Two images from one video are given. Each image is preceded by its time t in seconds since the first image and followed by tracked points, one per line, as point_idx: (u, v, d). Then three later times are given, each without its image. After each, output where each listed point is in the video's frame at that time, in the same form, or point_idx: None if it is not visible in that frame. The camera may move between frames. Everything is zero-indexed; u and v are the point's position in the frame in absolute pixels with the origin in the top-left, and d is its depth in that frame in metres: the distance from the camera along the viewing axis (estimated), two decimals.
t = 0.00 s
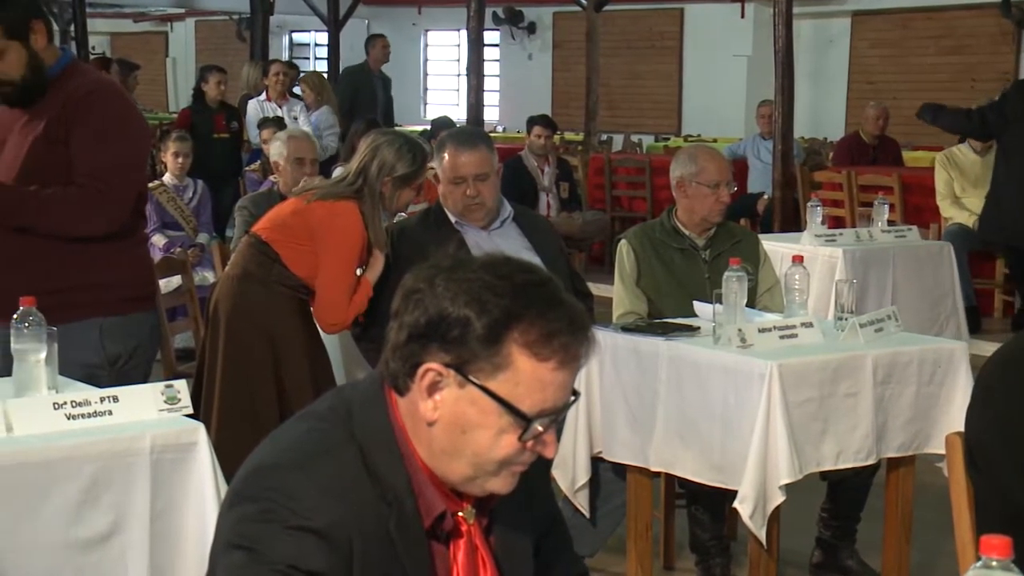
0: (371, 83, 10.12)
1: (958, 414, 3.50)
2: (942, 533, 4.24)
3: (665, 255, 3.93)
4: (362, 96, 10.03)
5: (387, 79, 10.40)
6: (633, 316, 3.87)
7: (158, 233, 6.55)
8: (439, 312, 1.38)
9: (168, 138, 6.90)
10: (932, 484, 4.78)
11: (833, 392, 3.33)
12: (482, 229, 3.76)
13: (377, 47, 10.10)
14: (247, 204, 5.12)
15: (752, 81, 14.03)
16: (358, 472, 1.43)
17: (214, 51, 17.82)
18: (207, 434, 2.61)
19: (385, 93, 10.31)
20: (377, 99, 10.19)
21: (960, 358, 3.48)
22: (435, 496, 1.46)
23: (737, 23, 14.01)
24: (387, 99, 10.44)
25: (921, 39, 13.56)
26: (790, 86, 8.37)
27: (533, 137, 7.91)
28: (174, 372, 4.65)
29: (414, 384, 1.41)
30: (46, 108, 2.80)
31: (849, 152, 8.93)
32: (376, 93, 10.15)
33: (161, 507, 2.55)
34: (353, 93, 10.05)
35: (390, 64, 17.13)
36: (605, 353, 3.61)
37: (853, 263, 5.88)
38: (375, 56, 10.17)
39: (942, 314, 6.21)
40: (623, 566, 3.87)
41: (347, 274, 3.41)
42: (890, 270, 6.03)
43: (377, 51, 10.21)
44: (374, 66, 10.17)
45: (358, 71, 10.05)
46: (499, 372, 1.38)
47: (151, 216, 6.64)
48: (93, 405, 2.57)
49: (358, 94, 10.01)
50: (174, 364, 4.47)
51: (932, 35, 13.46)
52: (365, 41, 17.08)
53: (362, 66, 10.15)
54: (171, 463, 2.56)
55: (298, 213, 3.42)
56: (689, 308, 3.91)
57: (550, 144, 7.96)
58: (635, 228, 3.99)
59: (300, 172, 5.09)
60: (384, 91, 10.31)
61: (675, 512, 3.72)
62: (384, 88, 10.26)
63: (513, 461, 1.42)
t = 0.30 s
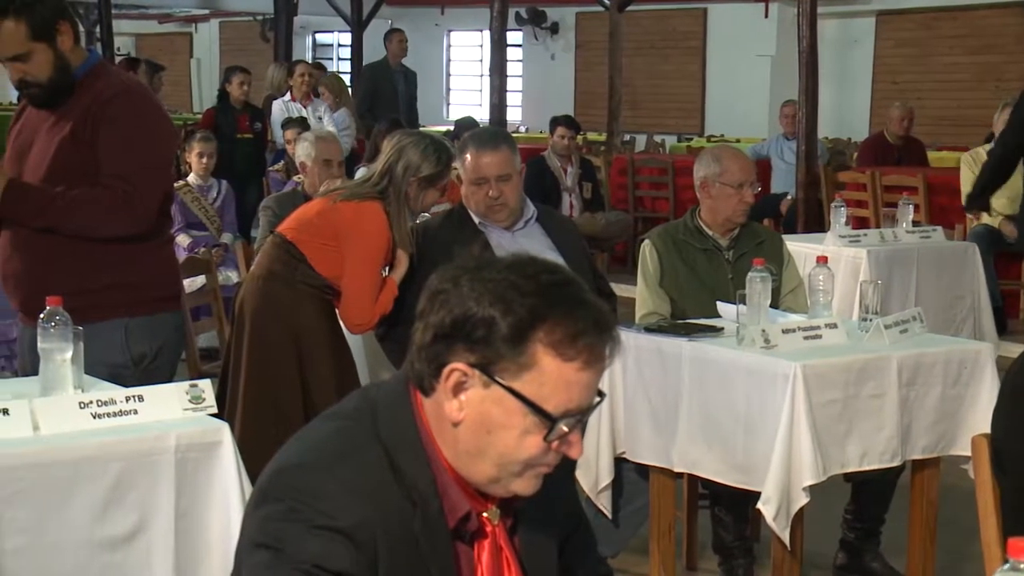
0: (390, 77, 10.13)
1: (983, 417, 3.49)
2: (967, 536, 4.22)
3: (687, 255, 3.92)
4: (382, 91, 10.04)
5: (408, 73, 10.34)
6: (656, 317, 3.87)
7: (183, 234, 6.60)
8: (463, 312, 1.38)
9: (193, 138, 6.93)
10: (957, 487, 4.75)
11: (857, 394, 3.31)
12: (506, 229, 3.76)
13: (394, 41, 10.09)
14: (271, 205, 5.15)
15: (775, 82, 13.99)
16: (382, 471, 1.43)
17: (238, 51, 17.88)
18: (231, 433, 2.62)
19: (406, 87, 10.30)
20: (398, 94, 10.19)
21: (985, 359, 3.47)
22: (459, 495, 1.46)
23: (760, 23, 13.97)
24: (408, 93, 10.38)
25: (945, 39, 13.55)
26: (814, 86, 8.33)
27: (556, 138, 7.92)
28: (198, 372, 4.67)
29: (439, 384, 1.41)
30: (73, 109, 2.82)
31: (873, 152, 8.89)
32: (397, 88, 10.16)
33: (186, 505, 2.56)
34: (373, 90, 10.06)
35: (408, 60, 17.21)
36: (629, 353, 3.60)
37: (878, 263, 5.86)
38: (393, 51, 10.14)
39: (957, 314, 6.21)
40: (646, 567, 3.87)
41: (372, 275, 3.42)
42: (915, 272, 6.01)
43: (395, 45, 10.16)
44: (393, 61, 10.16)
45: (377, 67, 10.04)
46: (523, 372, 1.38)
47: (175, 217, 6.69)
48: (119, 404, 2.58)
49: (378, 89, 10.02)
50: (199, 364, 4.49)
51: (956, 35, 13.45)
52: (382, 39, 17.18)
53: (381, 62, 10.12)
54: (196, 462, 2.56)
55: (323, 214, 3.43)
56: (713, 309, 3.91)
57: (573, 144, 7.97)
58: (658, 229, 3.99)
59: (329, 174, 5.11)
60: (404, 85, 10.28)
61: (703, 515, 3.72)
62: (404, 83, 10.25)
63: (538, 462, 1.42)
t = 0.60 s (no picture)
0: (405, 79, 10.14)
1: (1007, 418, 3.47)
2: (992, 538, 4.19)
3: (709, 255, 3.92)
4: (395, 90, 10.07)
5: (426, 74, 10.20)
6: (678, 317, 3.86)
7: (205, 234, 6.62)
8: (486, 312, 1.39)
9: (215, 139, 6.95)
10: (982, 489, 4.73)
11: (880, 395, 3.30)
12: (527, 229, 3.77)
13: (406, 43, 10.05)
14: (294, 205, 5.17)
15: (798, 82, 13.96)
16: (405, 470, 1.43)
17: (261, 52, 17.94)
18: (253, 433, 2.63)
19: (423, 88, 10.21)
20: (413, 95, 10.15)
21: (1010, 360, 3.45)
22: (481, 495, 1.47)
23: (783, 22, 13.93)
24: (418, 91, 10.18)
25: (970, 38, 13.51)
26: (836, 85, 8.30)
27: (578, 139, 7.94)
28: (221, 372, 4.69)
29: (462, 384, 1.41)
30: (99, 109, 2.84)
31: (896, 152, 8.87)
32: (411, 88, 10.14)
33: (210, 504, 2.57)
34: (386, 94, 10.10)
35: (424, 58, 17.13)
36: (651, 354, 3.60)
37: (901, 264, 5.84)
38: (407, 52, 10.12)
39: (975, 312, 6.19)
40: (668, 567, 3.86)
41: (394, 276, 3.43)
42: (939, 272, 5.98)
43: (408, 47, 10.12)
44: (408, 64, 10.14)
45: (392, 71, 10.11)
46: (547, 372, 1.38)
47: (197, 216, 6.71)
48: (142, 404, 2.59)
49: (392, 93, 10.04)
50: (220, 363, 4.51)
51: (981, 34, 13.41)
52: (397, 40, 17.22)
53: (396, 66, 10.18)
54: (219, 461, 2.57)
55: (347, 213, 3.45)
56: (734, 309, 3.90)
57: (595, 145, 7.99)
58: (680, 229, 3.98)
59: (351, 176, 5.11)
60: (420, 86, 10.18)
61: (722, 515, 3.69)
62: (420, 84, 10.16)
63: (561, 463, 1.42)
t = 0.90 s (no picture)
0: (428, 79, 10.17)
1: None
2: (1018, 541, 4.17)
3: (732, 256, 3.91)
4: (415, 91, 10.10)
5: (449, 73, 10.19)
6: (701, 318, 3.85)
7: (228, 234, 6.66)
8: (511, 313, 1.39)
9: (238, 138, 6.96)
10: (1008, 491, 4.70)
11: (904, 396, 3.29)
12: (550, 230, 3.77)
13: (426, 44, 10.00)
14: (316, 205, 5.21)
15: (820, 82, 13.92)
16: (429, 471, 1.43)
17: (284, 53, 17.98)
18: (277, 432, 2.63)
19: (445, 87, 10.22)
20: (433, 95, 10.17)
21: None
22: (506, 496, 1.47)
23: (806, 22, 13.87)
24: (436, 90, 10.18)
25: (996, 38, 13.43)
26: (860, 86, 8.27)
27: (600, 139, 7.94)
28: (245, 372, 4.71)
29: (486, 385, 1.42)
30: (123, 109, 2.84)
31: (920, 152, 8.83)
32: (432, 89, 10.15)
33: (233, 504, 2.57)
34: (407, 93, 10.14)
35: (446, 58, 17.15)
36: (674, 355, 3.59)
37: (925, 265, 5.81)
38: (428, 53, 10.12)
39: (998, 313, 6.16)
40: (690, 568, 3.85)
41: (418, 278, 3.44)
42: (963, 273, 5.95)
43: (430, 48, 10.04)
44: (430, 63, 10.15)
45: (413, 70, 10.14)
46: (572, 372, 1.38)
47: (221, 217, 6.74)
48: (166, 403, 2.60)
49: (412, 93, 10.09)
50: (243, 363, 4.53)
51: (1006, 34, 13.33)
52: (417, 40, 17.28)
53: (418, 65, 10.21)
54: (243, 460, 2.58)
55: (372, 214, 3.46)
56: (757, 309, 3.90)
57: (617, 144, 8.00)
58: (703, 229, 3.97)
59: (373, 175, 5.12)
60: (442, 85, 10.18)
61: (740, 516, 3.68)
62: (440, 83, 10.15)
63: (585, 464, 1.42)
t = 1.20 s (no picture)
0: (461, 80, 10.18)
1: None
2: None
3: (758, 257, 3.90)
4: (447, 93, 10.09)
5: (483, 76, 10.22)
6: (727, 319, 3.85)
7: (254, 235, 6.70)
8: (538, 314, 1.39)
9: (264, 139, 6.97)
10: None
11: (932, 399, 3.27)
12: (575, 233, 3.76)
13: (464, 45, 10.05)
14: (343, 206, 5.24)
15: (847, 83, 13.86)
16: (457, 473, 1.44)
17: (310, 55, 18.05)
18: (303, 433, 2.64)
19: (479, 90, 10.23)
20: (465, 97, 10.15)
21: None
22: (532, 498, 1.47)
23: (833, 23, 13.81)
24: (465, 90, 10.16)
25: None
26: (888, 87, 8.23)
27: (627, 140, 7.92)
28: (271, 373, 4.73)
29: (514, 386, 1.42)
30: (149, 113, 2.86)
31: (948, 153, 8.79)
32: (466, 91, 10.16)
33: (260, 505, 2.58)
34: (441, 94, 10.15)
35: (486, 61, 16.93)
36: (699, 357, 3.59)
37: (953, 267, 5.78)
38: (464, 54, 10.18)
39: None
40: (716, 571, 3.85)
41: (443, 280, 3.44)
42: (992, 276, 5.92)
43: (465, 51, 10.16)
44: (465, 65, 10.17)
45: (449, 72, 10.15)
46: (598, 375, 1.38)
47: (248, 218, 6.77)
48: (194, 404, 2.61)
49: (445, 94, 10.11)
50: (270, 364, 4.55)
51: None
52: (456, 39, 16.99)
53: (453, 66, 10.23)
54: (270, 461, 2.59)
55: (397, 217, 3.46)
56: (784, 312, 3.89)
57: (643, 146, 7.97)
58: (729, 230, 3.97)
59: (398, 175, 5.13)
60: (475, 88, 10.20)
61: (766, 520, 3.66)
62: (474, 86, 10.18)
63: (612, 467, 1.42)
